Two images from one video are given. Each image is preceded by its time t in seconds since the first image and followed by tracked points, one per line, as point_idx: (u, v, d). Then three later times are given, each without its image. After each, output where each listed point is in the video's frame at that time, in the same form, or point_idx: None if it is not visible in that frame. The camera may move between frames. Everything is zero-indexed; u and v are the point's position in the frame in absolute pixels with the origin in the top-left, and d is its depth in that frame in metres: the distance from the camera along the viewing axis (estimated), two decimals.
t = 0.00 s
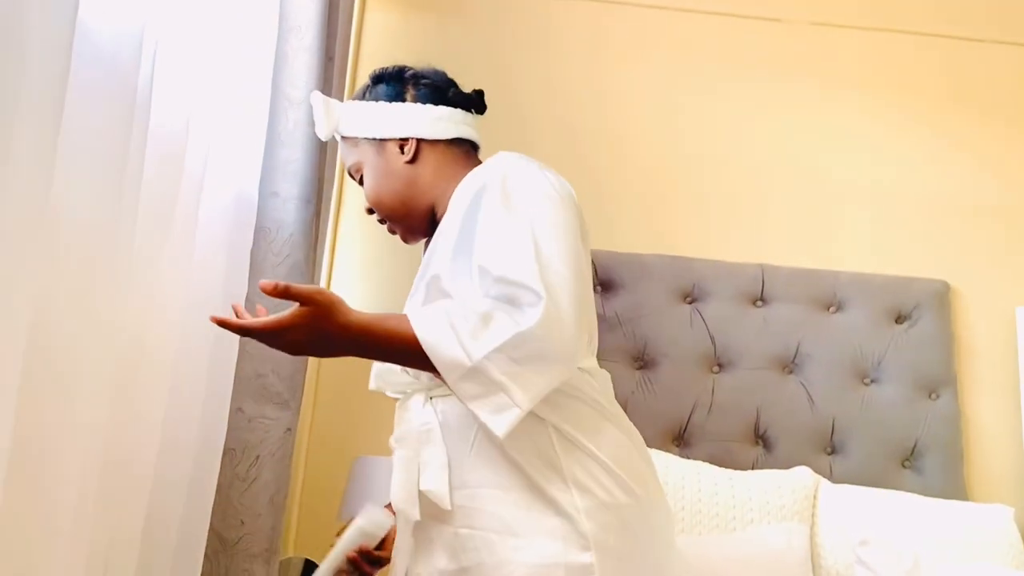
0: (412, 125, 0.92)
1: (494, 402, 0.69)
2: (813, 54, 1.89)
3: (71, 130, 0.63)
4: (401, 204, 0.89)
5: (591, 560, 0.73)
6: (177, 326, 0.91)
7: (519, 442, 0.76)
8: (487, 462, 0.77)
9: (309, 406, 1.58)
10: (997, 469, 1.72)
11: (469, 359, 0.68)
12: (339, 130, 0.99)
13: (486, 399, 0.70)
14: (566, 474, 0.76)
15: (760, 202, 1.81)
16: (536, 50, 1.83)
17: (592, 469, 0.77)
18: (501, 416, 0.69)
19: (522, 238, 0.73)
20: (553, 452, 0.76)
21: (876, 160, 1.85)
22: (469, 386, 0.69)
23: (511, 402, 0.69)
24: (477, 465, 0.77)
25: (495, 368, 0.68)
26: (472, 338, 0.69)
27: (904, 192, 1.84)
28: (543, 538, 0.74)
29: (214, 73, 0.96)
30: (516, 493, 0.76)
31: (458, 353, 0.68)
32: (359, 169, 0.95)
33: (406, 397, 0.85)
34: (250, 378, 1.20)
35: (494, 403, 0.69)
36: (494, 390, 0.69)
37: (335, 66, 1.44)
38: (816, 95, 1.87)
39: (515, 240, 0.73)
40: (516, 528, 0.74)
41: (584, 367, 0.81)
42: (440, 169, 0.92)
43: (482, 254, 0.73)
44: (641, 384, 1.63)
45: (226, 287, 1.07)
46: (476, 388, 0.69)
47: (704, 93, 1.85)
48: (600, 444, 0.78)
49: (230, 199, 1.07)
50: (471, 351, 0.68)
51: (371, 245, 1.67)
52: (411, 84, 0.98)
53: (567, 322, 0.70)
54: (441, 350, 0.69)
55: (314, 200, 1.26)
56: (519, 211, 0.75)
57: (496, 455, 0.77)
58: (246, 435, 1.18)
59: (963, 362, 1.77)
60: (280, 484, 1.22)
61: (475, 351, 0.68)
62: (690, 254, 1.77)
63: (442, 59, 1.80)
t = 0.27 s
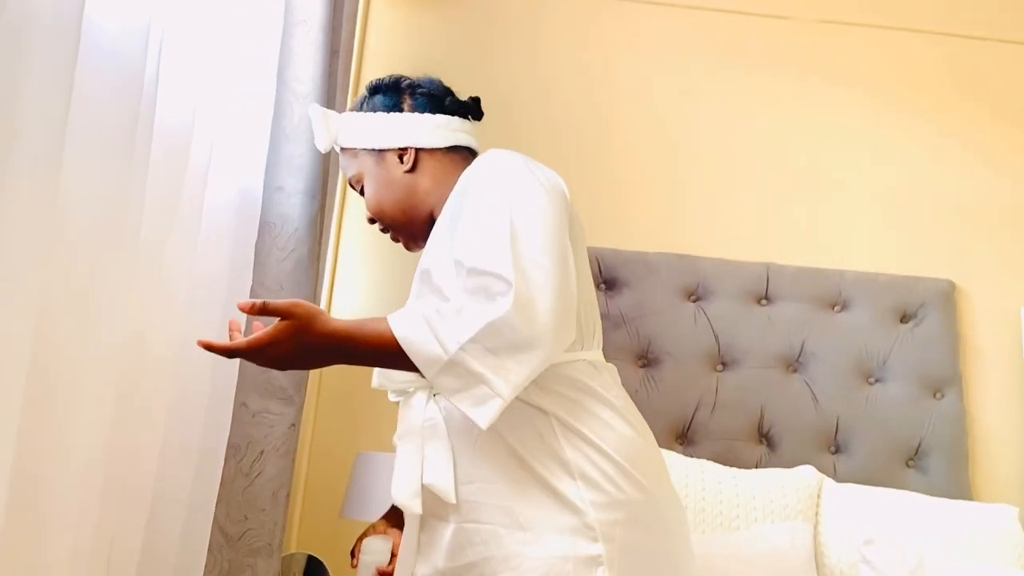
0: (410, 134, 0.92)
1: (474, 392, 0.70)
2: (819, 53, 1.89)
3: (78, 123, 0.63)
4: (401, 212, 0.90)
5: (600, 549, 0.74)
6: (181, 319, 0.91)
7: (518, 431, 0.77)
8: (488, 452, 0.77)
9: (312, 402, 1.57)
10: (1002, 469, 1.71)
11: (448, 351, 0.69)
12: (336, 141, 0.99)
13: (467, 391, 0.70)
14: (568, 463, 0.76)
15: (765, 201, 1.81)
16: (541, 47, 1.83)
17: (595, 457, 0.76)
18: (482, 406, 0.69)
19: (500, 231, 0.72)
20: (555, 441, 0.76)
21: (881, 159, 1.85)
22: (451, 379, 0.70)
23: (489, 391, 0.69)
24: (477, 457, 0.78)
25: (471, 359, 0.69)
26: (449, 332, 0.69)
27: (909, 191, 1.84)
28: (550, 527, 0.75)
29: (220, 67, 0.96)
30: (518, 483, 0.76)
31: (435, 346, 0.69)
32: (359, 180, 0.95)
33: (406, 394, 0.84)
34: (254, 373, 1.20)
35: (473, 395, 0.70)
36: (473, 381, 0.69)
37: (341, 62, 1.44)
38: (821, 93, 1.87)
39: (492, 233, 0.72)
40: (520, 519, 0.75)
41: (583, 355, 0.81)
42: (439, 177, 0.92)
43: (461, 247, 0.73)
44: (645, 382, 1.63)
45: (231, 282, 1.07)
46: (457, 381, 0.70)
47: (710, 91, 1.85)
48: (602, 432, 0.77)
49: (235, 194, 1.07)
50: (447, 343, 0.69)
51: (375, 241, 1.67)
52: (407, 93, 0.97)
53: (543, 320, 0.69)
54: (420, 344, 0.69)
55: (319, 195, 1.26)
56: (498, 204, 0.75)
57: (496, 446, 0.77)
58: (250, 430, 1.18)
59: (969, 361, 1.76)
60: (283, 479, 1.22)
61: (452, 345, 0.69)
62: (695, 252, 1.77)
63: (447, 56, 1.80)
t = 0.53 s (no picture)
0: (414, 137, 0.92)
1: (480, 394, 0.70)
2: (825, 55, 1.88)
3: (86, 123, 0.63)
4: (408, 215, 0.90)
5: (606, 550, 0.73)
6: (186, 318, 0.91)
7: (523, 430, 0.77)
8: (492, 452, 0.77)
9: (315, 402, 1.57)
10: (1006, 472, 1.71)
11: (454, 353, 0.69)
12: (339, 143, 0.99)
13: (472, 394, 0.70)
14: (574, 462, 0.76)
15: (770, 203, 1.81)
16: (546, 48, 1.83)
17: (600, 456, 0.76)
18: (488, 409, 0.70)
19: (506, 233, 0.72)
20: (559, 441, 0.76)
21: (886, 161, 1.85)
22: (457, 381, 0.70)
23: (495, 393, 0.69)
24: (483, 455, 0.78)
25: (477, 362, 0.69)
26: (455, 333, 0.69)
27: (914, 193, 1.84)
28: (554, 527, 0.74)
29: (226, 66, 0.96)
30: (522, 483, 0.76)
31: (441, 349, 0.69)
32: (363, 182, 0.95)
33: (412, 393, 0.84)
34: (258, 372, 1.20)
35: (479, 397, 0.70)
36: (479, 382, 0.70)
37: (346, 62, 1.44)
38: (826, 95, 1.86)
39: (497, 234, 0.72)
40: (524, 519, 0.75)
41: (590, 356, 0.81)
42: (444, 181, 0.92)
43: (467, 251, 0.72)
44: (648, 383, 1.63)
45: (236, 282, 1.07)
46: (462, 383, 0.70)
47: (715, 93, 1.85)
48: (608, 432, 0.77)
49: (240, 194, 1.07)
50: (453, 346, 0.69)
51: (379, 241, 1.67)
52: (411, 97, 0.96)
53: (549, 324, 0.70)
54: (426, 346, 0.69)
55: (324, 194, 1.26)
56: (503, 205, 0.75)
57: (500, 446, 0.77)
58: (254, 429, 1.18)
59: (973, 363, 1.76)
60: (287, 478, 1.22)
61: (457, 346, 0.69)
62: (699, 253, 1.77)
63: (452, 56, 1.80)
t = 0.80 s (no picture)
0: (440, 109, 0.93)
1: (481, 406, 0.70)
2: (830, 53, 1.88)
3: (88, 123, 0.63)
4: (424, 184, 0.89)
5: (599, 547, 0.74)
6: (188, 317, 0.92)
7: (522, 428, 0.77)
8: (489, 449, 0.77)
9: (319, 399, 1.57)
10: (1010, 471, 1.71)
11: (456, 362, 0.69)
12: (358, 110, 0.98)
13: (472, 403, 0.70)
14: (571, 461, 0.76)
15: (773, 201, 1.81)
16: (550, 45, 1.83)
17: (596, 456, 0.77)
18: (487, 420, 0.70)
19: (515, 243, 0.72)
20: (557, 439, 0.77)
21: (890, 160, 1.84)
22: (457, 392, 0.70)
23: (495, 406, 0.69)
24: (480, 451, 0.78)
25: (478, 373, 0.69)
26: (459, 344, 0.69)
27: (918, 192, 1.83)
28: (549, 524, 0.74)
29: (228, 64, 0.96)
30: (518, 480, 0.76)
31: (443, 356, 0.69)
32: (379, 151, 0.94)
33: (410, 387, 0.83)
34: (261, 369, 1.21)
35: (478, 408, 0.70)
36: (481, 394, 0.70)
37: (349, 59, 1.44)
38: (831, 94, 1.86)
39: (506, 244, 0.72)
40: (519, 516, 0.75)
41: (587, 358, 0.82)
42: (466, 159, 0.92)
43: (474, 257, 0.72)
44: (651, 381, 1.62)
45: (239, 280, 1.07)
46: (463, 392, 0.70)
47: (719, 91, 1.84)
48: (607, 432, 0.78)
49: (242, 191, 1.07)
50: (456, 354, 0.69)
51: (381, 239, 1.67)
52: (444, 72, 0.97)
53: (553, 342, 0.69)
54: (429, 352, 0.70)
55: (327, 191, 1.26)
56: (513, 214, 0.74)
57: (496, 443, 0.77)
58: (256, 426, 1.18)
59: (977, 363, 1.76)
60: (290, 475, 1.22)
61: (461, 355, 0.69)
62: (702, 252, 1.77)
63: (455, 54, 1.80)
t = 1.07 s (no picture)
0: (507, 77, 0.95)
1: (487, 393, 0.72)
2: (835, 51, 1.87)
3: (98, 118, 0.63)
4: (487, 144, 0.91)
5: (584, 547, 0.73)
6: (195, 312, 0.91)
7: (518, 419, 0.76)
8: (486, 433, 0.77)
9: (322, 395, 1.57)
10: (1014, 470, 1.70)
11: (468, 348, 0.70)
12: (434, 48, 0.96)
13: (478, 385, 0.72)
14: (565, 457, 0.75)
15: (778, 199, 1.80)
16: (555, 41, 1.82)
17: (594, 456, 0.76)
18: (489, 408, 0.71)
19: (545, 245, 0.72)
20: (556, 433, 0.76)
21: (894, 158, 1.84)
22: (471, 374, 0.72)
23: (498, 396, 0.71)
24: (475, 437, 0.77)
25: (490, 362, 0.70)
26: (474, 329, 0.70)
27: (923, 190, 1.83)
28: (534, 517, 0.73)
29: (235, 58, 0.96)
30: (510, 470, 0.75)
31: (459, 339, 0.70)
32: (446, 97, 0.93)
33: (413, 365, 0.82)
34: (262, 364, 1.20)
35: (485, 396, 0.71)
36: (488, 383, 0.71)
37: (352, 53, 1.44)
38: (836, 92, 1.86)
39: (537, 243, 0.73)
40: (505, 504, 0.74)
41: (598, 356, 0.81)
42: (526, 138, 0.95)
43: (514, 250, 0.73)
44: (655, 379, 1.62)
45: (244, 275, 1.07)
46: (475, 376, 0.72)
47: (723, 89, 1.84)
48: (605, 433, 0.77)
49: (248, 186, 1.07)
50: (469, 341, 0.70)
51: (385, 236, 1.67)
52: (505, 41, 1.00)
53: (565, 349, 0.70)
54: (449, 333, 0.71)
55: (327, 183, 1.27)
56: (548, 212, 0.74)
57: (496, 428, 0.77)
58: (259, 422, 1.18)
59: (982, 362, 1.75)
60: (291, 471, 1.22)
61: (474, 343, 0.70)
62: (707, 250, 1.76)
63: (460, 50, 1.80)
